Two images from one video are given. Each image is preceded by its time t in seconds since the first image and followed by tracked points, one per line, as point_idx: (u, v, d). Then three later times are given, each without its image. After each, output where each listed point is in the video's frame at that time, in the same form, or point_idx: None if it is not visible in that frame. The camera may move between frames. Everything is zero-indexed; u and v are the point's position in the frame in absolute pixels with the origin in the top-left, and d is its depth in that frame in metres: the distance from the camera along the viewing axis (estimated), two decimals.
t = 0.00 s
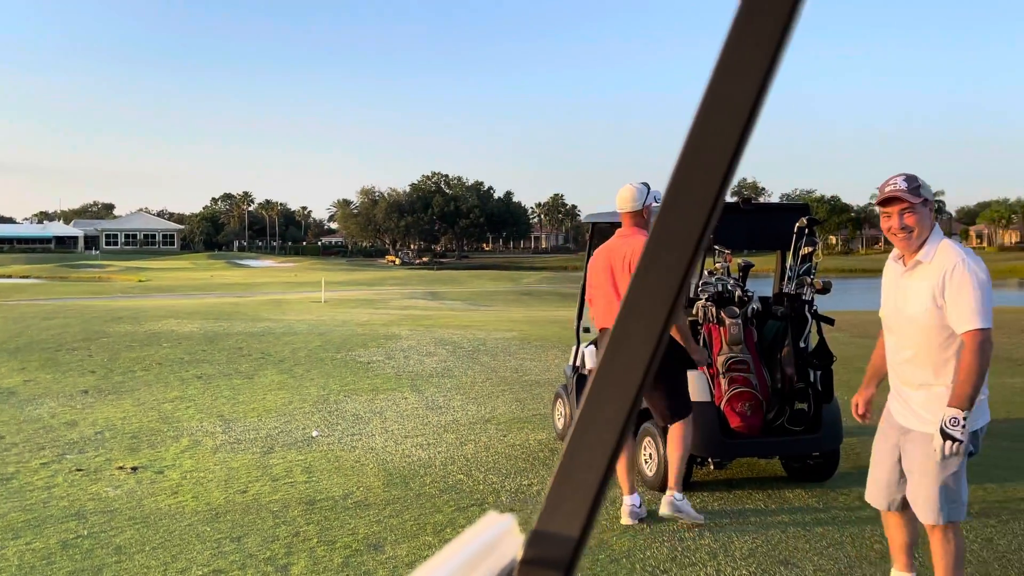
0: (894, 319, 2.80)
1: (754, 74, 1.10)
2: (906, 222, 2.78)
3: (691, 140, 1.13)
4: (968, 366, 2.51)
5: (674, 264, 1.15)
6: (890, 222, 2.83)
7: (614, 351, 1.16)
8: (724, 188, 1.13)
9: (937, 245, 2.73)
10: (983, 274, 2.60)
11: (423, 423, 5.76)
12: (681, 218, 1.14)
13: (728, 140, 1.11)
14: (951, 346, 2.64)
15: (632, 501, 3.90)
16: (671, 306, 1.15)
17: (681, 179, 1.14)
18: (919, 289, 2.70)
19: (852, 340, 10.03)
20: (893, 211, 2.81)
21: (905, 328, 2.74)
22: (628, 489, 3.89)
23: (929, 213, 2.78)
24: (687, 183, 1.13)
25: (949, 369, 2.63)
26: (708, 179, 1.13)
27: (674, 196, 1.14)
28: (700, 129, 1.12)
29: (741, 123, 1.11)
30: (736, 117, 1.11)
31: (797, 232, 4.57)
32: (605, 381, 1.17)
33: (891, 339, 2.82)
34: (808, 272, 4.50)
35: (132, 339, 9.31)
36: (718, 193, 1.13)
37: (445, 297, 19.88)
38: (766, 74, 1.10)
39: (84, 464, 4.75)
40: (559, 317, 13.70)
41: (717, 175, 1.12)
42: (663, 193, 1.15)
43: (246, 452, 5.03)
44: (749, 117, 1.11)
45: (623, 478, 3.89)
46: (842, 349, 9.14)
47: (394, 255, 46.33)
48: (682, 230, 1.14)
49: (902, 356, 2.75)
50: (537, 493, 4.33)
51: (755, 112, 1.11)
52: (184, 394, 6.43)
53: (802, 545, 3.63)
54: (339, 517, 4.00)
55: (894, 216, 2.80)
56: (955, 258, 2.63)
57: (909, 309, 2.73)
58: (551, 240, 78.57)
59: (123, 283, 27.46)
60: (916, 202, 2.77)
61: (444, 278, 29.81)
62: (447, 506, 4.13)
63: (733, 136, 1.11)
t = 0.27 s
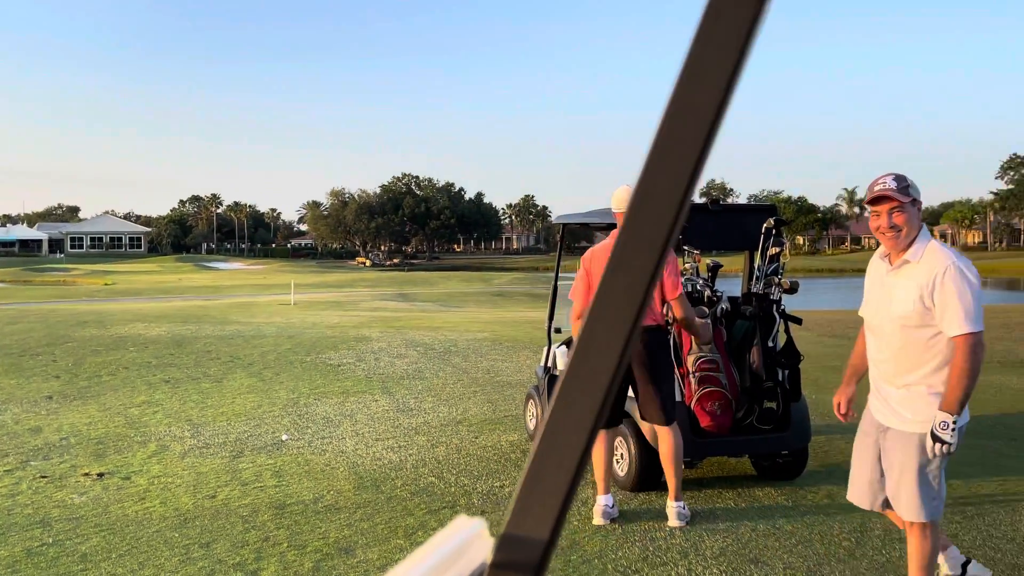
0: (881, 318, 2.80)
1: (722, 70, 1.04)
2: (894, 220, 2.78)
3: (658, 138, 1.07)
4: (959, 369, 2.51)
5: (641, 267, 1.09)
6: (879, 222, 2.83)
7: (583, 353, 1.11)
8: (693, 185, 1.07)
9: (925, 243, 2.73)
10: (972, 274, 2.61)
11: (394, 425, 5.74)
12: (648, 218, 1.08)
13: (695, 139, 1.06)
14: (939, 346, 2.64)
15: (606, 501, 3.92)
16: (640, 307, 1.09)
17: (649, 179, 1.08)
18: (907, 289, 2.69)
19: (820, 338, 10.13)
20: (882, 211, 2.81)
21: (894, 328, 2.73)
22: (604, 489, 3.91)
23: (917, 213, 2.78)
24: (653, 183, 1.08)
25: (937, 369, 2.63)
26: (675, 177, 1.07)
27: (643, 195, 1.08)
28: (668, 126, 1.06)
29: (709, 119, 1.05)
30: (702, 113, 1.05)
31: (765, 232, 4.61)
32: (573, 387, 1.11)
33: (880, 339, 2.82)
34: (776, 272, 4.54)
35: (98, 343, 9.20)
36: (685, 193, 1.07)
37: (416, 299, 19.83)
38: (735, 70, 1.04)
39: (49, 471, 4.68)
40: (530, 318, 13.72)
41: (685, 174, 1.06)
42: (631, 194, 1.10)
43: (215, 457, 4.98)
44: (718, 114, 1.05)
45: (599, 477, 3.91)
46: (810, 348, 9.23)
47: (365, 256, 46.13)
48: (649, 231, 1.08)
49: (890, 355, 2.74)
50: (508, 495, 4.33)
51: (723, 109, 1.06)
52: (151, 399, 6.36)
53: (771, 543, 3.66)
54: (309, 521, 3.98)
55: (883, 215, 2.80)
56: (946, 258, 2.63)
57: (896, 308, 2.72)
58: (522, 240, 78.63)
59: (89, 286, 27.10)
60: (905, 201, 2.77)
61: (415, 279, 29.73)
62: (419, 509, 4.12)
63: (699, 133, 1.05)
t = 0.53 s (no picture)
0: (873, 317, 2.82)
1: (700, 61, 1.01)
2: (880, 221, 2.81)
3: (635, 131, 1.03)
4: (948, 367, 2.54)
5: (616, 264, 1.05)
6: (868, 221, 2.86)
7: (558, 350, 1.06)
8: (669, 179, 1.03)
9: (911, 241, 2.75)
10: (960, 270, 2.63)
11: (369, 423, 5.71)
12: (623, 213, 1.04)
13: (672, 132, 1.02)
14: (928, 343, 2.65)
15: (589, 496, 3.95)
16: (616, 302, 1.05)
17: (625, 173, 1.04)
18: (897, 287, 2.72)
19: (794, 337, 10.21)
20: (870, 210, 2.84)
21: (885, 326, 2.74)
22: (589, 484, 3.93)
23: (904, 211, 2.79)
24: (630, 177, 1.04)
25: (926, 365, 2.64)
26: (651, 172, 1.03)
27: (618, 189, 1.04)
28: (645, 119, 1.03)
29: (686, 112, 1.01)
30: (679, 105, 1.01)
31: (740, 230, 4.62)
32: (545, 388, 1.07)
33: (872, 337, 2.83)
34: (751, 270, 4.55)
35: (68, 341, 9.08)
36: (661, 188, 1.04)
37: (391, 297, 19.76)
38: (712, 62, 1.01)
39: (18, 470, 4.61)
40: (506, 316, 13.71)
41: (661, 168, 1.03)
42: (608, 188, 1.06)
43: (187, 456, 4.93)
44: (695, 107, 1.01)
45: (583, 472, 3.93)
46: (783, 346, 9.30)
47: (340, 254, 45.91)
48: (624, 227, 1.04)
49: (879, 352, 2.77)
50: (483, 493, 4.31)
51: (700, 103, 1.02)
52: (122, 397, 6.29)
53: (746, 540, 3.67)
54: (283, 520, 3.94)
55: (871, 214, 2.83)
56: (933, 254, 2.65)
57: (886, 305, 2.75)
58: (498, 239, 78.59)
59: (59, 283, 26.76)
60: (891, 201, 2.78)
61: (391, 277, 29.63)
62: (395, 507, 4.10)
63: (676, 126, 1.02)
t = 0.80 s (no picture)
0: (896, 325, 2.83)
1: (689, 53, 1.01)
2: (876, 225, 2.84)
3: (624, 121, 1.04)
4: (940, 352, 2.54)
5: (604, 253, 1.05)
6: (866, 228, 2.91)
7: (544, 339, 1.06)
8: (657, 172, 1.03)
9: (909, 239, 2.77)
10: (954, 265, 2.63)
11: (354, 417, 5.71)
12: (613, 202, 1.04)
13: (661, 122, 1.02)
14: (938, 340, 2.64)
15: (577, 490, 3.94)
16: (603, 294, 1.05)
17: (614, 162, 1.04)
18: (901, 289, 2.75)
19: (778, 333, 10.26)
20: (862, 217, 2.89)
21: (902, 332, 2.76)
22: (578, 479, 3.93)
23: (893, 212, 2.81)
24: (619, 166, 1.04)
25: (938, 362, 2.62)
26: (641, 162, 1.03)
27: (609, 179, 1.04)
28: (634, 109, 1.03)
29: (676, 102, 1.02)
30: (668, 95, 1.02)
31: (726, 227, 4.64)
32: (533, 377, 1.06)
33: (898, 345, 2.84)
34: (736, 267, 4.57)
35: (51, 333, 9.02)
36: (650, 178, 1.04)
37: (376, 291, 19.72)
38: (701, 54, 1.01)
39: None
40: (492, 311, 13.71)
41: (650, 159, 1.03)
42: (596, 179, 1.06)
43: (171, 448, 4.92)
44: (684, 97, 1.01)
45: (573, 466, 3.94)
46: (768, 342, 9.34)
47: (325, 248, 45.77)
48: (613, 216, 1.04)
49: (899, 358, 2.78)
50: (468, 487, 4.32)
51: (689, 94, 1.03)
52: (105, 389, 6.26)
53: (730, 534, 3.70)
54: (267, 513, 3.93)
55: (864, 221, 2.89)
56: (929, 249, 2.67)
57: (898, 307, 2.78)
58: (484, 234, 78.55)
59: (41, 275, 26.55)
60: (880, 203, 2.82)
61: (377, 271, 29.58)
62: (380, 501, 4.10)
63: (666, 116, 1.02)
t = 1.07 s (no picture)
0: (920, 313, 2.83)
1: (688, 33, 0.99)
2: (903, 215, 2.82)
3: (621, 104, 1.02)
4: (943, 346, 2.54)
5: (601, 237, 1.03)
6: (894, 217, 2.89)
7: (539, 324, 1.05)
8: (654, 156, 1.02)
9: (935, 230, 2.74)
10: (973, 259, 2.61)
11: (347, 408, 5.71)
12: (609, 186, 1.03)
13: (659, 105, 1.00)
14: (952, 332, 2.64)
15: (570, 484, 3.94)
16: (598, 278, 1.04)
17: (610, 146, 1.03)
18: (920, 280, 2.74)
19: (771, 328, 10.28)
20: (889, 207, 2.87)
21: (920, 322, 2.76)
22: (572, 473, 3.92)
23: (920, 203, 2.78)
24: (615, 149, 1.02)
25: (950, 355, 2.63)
26: (638, 145, 1.01)
27: (606, 163, 1.03)
28: (632, 91, 1.01)
29: (674, 83, 1.00)
30: (666, 77, 1.00)
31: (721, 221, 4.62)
32: (526, 362, 1.05)
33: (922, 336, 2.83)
34: (731, 261, 4.56)
35: (44, 320, 9.00)
36: (646, 162, 1.02)
37: (370, 282, 19.70)
38: (700, 35, 1.00)
39: None
40: (486, 303, 13.70)
41: (647, 142, 1.01)
42: (593, 162, 1.04)
43: (163, 437, 4.91)
44: (683, 79, 1.00)
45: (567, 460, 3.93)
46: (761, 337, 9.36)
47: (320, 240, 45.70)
48: (609, 199, 1.03)
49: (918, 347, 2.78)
50: (460, 479, 4.32)
51: (688, 76, 1.01)
52: (98, 377, 6.25)
53: (720, 528, 3.71)
54: (259, 502, 3.94)
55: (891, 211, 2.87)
56: (946, 243, 2.65)
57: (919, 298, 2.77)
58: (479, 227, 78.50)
59: (35, 262, 26.47)
60: (907, 194, 2.79)
61: (371, 262, 29.56)
62: (372, 491, 4.10)
63: (664, 98, 1.00)
